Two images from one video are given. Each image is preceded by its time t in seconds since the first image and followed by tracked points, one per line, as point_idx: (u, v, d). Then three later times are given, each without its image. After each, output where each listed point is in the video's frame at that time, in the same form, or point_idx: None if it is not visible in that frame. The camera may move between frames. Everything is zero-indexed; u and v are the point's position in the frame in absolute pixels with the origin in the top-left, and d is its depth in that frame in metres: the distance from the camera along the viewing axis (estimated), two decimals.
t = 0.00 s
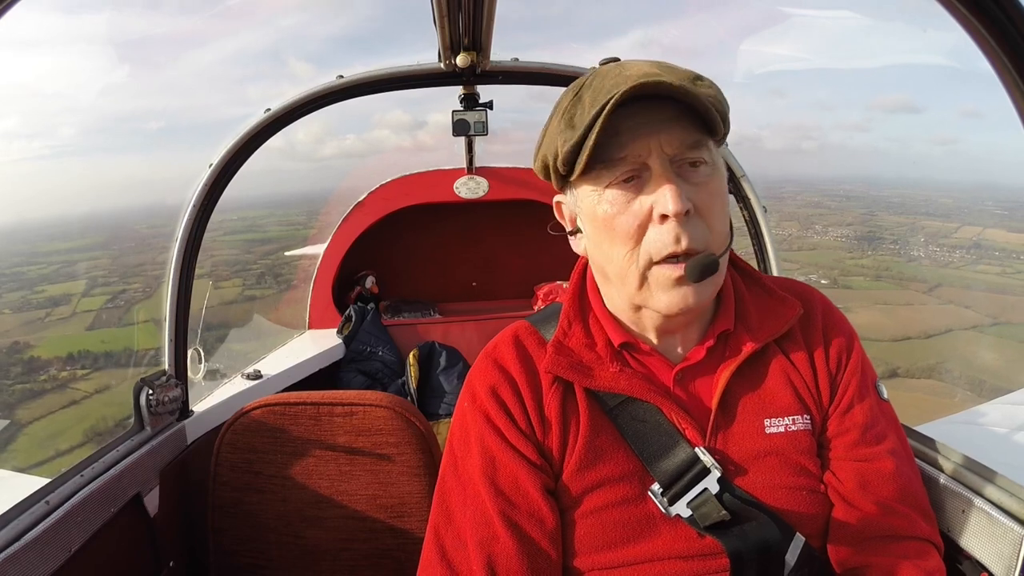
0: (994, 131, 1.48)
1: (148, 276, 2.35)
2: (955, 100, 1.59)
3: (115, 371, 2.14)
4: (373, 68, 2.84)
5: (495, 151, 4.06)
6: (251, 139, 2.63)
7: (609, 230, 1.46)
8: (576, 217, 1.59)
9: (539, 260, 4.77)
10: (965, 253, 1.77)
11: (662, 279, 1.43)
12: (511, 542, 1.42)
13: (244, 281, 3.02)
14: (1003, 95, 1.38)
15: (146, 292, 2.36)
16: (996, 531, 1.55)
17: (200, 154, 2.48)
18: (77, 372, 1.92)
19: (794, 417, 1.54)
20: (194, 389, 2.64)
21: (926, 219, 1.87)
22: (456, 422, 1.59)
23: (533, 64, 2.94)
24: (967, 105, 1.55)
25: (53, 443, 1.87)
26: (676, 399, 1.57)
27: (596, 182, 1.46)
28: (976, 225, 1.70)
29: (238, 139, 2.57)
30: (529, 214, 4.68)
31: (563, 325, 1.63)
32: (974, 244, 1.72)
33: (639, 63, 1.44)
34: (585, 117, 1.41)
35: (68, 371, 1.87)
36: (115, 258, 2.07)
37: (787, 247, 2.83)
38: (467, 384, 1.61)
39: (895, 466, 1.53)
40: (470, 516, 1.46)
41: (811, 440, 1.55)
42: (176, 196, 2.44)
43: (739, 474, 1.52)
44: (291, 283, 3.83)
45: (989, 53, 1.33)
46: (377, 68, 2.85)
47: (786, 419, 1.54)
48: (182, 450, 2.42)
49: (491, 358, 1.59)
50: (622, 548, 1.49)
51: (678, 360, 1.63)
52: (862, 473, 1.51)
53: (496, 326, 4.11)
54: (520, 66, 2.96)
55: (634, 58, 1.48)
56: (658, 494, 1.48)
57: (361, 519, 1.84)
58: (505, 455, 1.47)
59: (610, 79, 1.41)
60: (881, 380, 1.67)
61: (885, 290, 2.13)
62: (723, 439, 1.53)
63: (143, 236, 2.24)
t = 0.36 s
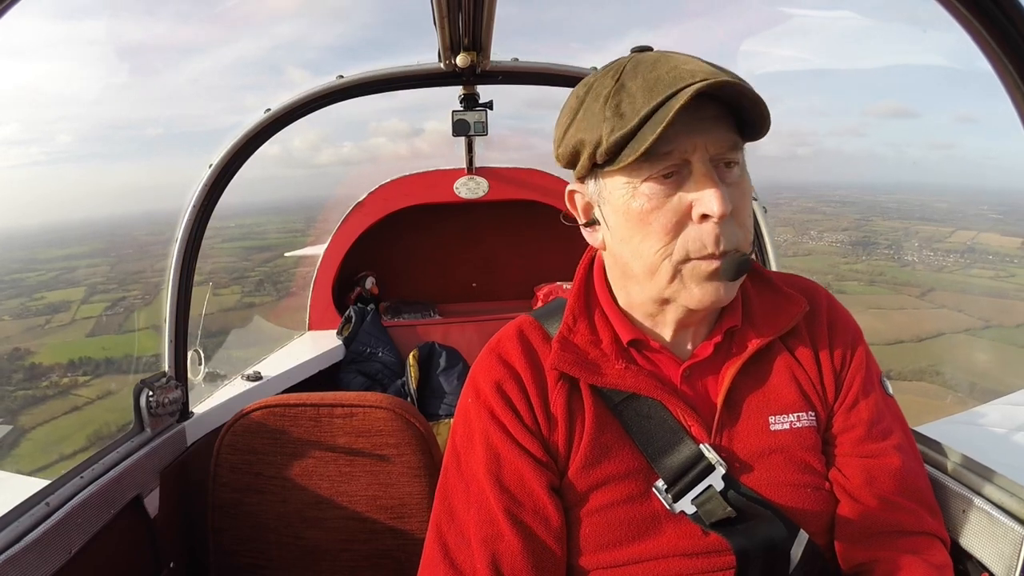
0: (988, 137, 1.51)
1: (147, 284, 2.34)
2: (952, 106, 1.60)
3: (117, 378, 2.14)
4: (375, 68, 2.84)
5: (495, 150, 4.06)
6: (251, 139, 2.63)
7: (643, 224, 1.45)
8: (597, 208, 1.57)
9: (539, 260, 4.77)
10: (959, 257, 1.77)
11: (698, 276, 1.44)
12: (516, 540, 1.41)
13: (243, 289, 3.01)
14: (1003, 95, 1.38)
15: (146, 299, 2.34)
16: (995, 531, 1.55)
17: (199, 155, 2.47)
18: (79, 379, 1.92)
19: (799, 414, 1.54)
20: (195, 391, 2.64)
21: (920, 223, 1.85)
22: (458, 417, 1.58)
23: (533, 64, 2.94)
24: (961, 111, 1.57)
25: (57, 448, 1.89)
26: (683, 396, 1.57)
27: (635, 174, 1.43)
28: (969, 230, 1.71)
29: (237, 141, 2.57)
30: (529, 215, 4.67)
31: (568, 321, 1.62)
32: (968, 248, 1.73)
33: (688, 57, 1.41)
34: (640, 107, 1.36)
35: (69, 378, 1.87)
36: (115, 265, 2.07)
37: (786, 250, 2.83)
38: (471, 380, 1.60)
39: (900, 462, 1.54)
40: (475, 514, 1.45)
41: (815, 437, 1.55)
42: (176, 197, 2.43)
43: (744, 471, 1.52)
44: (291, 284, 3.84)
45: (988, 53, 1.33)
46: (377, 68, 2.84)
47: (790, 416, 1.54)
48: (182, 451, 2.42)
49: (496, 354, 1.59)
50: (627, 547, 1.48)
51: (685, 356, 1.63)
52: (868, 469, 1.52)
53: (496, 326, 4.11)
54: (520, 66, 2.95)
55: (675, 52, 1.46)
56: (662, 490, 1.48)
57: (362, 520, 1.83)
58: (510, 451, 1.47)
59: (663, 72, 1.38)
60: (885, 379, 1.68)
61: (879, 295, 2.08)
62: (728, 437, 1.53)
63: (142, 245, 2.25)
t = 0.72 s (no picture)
0: (979, 141, 1.54)
1: (146, 268, 2.33)
2: (950, 109, 1.62)
3: (112, 362, 2.13)
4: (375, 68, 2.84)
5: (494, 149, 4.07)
6: (251, 139, 2.64)
7: (705, 209, 1.42)
8: (648, 190, 1.52)
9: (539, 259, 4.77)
10: (948, 262, 1.77)
11: (746, 268, 1.45)
12: (539, 525, 1.41)
13: (238, 275, 2.99)
14: (1003, 95, 1.38)
15: (140, 286, 2.31)
16: (995, 531, 1.55)
17: (199, 154, 2.48)
18: (75, 362, 1.92)
19: (811, 408, 1.56)
20: (195, 389, 2.65)
21: (912, 230, 1.83)
22: (479, 400, 1.56)
23: (533, 64, 2.94)
24: (955, 117, 1.61)
25: (53, 429, 1.87)
26: (704, 387, 1.57)
27: (705, 157, 1.41)
28: (959, 235, 1.70)
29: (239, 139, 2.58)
30: (529, 214, 4.68)
31: (593, 308, 1.60)
32: (957, 254, 1.73)
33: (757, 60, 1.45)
34: (727, 91, 1.35)
35: (64, 361, 1.88)
36: (108, 252, 2.06)
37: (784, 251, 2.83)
38: (493, 362, 1.58)
39: (903, 458, 1.57)
40: (498, 499, 1.44)
41: (826, 431, 1.56)
42: (175, 195, 2.43)
43: (760, 463, 1.52)
44: (290, 283, 3.85)
45: (989, 54, 1.33)
46: (377, 68, 2.85)
47: (803, 409, 1.55)
48: (182, 450, 2.42)
49: (519, 338, 1.56)
50: (645, 536, 1.48)
51: (707, 349, 1.63)
52: (876, 465, 1.54)
53: (496, 325, 4.11)
54: (520, 66, 2.96)
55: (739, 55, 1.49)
56: (681, 478, 1.47)
57: (361, 520, 1.84)
58: (535, 436, 1.45)
59: (744, 66, 1.40)
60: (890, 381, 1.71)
61: (867, 298, 2.03)
62: (745, 429, 1.54)
63: (136, 232, 2.21)
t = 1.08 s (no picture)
0: (979, 144, 1.55)
1: (146, 264, 2.32)
2: (953, 111, 1.61)
3: (117, 356, 2.12)
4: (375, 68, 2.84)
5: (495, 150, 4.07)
6: (251, 140, 2.64)
7: (738, 228, 1.40)
8: (678, 198, 1.47)
9: (540, 260, 4.77)
10: (947, 266, 1.76)
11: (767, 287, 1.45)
12: (540, 530, 1.40)
13: (239, 272, 2.98)
14: (1003, 95, 1.38)
15: (144, 280, 2.32)
16: (995, 531, 1.55)
17: (199, 154, 2.48)
18: (80, 356, 1.93)
19: (815, 417, 1.56)
20: (194, 389, 2.64)
21: (912, 233, 1.83)
22: (483, 401, 1.55)
23: (533, 64, 2.94)
24: (954, 121, 1.63)
25: (60, 421, 1.88)
26: (710, 395, 1.56)
27: (745, 175, 1.37)
28: (959, 239, 1.70)
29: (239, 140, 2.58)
30: (529, 215, 4.68)
31: (601, 313, 1.58)
32: (956, 258, 1.72)
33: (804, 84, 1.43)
34: (781, 116, 1.33)
35: (69, 354, 1.88)
36: (109, 246, 2.04)
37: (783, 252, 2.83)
38: (498, 364, 1.56)
39: (902, 468, 1.59)
40: (499, 501, 1.43)
41: (828, 440, 1.57)
42: (175, 194, 2.43)
43: (761, 468, 1.52)
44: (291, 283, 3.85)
45: (990, 55, 1.33)
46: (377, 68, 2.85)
47: (807, 418, 1.56)
48: (182, 450, 2.42)
49: (524, 341, 1.55)
50: (645, 542, 1.48)
51: (716, 357, 1.61)
52: (876, 473, 1.55)
53: (496, 326, 4.11)
54: (520, 66, 2.95)
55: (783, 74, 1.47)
56: (680, 481, 1.49)
57: (361, 520, 1.84)
58: (540, 440, 1.45)
59: (798, 90, 1.37)
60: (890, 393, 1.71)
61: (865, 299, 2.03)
62: (748, 436, 1.54)
63: (137, 227, 2.21)
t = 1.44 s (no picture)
0: (980, 136, 1.53)
1: (148, 286, 2.33)
2: (955, 104, 1.58)
3: (127, 377, 2.22)
4: (375, 68, 2.84)
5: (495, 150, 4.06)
6: (252, 139, 2.64)
7: (689, 237, 1.40)
8: (626, 216, 1.48)
9: (539, 259, 4.77)
10: (951, 256, 1.76)
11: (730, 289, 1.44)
12: (516, 539, 1.41)
13: (247, 291, 3.03)
14: (1002, 94, 1.39)
15: (151, 301, 2.38)
16: (995, 531, 1.55)
17: (200, 155, 2.48)
18: (94, 377, 1.98)
19: (794, 412, 1.55)
20: (195, 390, 2.64)
21: (915, 223, 1.84)
22: (457, 417, 1.57)
23: (533, 64, 2.94)
24: (954, 112, 1.61)
25: (77, 440, 1.97)
26: (682, 398, 1.57)
27: (687, 185, 1.37)
28: (963, 228, 1.69)
29: (238, 141, 2.58)
30: (528, 214, 4.67)
31: (567, 325, 1.59)
32: (960, 248, 1.72)
33: (734, 72, 1.41)
34: (713, 123, 1.33)
35: (82, 377, 1.92)
36: (117, 269, 2.07)
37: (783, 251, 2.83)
38: (468, 381, 1.58)
39: (893, 458, 1.56)
40: (475, 512, 1.44)
41: (810, 435, 1.56)
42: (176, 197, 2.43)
43: (741, 469, 1.53)
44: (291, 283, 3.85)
45: (990, 54, 1.33)
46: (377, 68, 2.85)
47: (787, 414, 1.55)
48: (182, 450, 2.42)
49: (493, 355, 1.56)
50: (627, 544, 1.49)
51: (688, 359, 1.62)
52: (860, 466, 1.53)
53: (496, 326, 4.12)
54: (520, 66, 2.95)
55: (708, 61, 1.44)
56: (660, 488, 1.48)
57: (361, 519, 1.84)
58: (510, 451, 1.46)
59: (727, 86, 1.36)
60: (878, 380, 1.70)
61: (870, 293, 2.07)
62: (726, 436, 1.54)
63: (143, 247, 2.24)
